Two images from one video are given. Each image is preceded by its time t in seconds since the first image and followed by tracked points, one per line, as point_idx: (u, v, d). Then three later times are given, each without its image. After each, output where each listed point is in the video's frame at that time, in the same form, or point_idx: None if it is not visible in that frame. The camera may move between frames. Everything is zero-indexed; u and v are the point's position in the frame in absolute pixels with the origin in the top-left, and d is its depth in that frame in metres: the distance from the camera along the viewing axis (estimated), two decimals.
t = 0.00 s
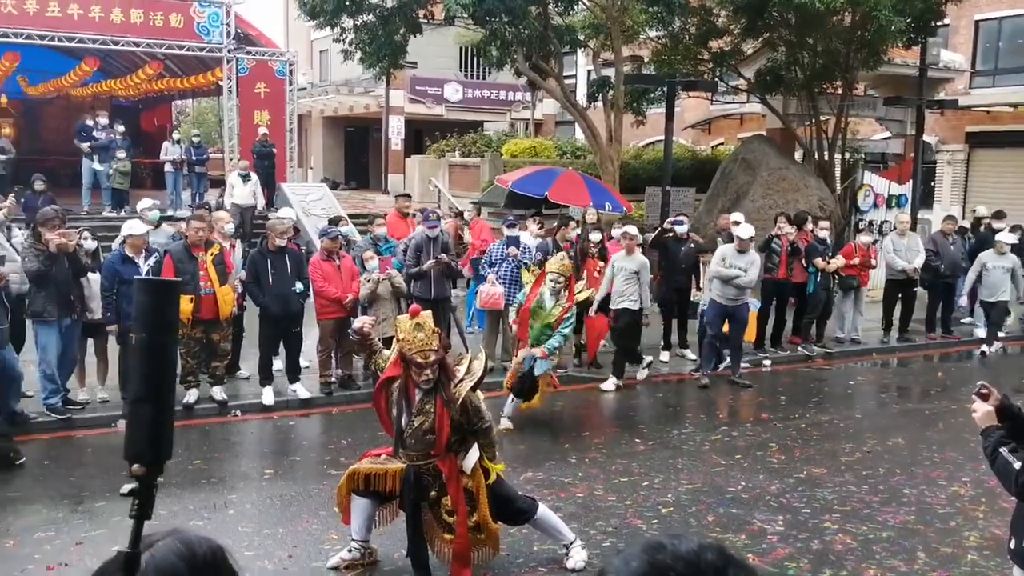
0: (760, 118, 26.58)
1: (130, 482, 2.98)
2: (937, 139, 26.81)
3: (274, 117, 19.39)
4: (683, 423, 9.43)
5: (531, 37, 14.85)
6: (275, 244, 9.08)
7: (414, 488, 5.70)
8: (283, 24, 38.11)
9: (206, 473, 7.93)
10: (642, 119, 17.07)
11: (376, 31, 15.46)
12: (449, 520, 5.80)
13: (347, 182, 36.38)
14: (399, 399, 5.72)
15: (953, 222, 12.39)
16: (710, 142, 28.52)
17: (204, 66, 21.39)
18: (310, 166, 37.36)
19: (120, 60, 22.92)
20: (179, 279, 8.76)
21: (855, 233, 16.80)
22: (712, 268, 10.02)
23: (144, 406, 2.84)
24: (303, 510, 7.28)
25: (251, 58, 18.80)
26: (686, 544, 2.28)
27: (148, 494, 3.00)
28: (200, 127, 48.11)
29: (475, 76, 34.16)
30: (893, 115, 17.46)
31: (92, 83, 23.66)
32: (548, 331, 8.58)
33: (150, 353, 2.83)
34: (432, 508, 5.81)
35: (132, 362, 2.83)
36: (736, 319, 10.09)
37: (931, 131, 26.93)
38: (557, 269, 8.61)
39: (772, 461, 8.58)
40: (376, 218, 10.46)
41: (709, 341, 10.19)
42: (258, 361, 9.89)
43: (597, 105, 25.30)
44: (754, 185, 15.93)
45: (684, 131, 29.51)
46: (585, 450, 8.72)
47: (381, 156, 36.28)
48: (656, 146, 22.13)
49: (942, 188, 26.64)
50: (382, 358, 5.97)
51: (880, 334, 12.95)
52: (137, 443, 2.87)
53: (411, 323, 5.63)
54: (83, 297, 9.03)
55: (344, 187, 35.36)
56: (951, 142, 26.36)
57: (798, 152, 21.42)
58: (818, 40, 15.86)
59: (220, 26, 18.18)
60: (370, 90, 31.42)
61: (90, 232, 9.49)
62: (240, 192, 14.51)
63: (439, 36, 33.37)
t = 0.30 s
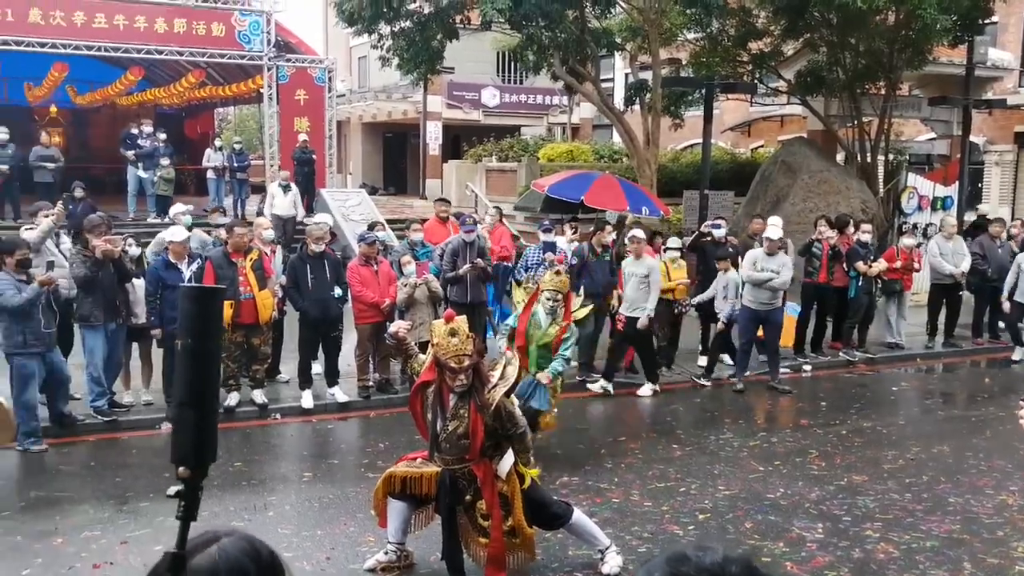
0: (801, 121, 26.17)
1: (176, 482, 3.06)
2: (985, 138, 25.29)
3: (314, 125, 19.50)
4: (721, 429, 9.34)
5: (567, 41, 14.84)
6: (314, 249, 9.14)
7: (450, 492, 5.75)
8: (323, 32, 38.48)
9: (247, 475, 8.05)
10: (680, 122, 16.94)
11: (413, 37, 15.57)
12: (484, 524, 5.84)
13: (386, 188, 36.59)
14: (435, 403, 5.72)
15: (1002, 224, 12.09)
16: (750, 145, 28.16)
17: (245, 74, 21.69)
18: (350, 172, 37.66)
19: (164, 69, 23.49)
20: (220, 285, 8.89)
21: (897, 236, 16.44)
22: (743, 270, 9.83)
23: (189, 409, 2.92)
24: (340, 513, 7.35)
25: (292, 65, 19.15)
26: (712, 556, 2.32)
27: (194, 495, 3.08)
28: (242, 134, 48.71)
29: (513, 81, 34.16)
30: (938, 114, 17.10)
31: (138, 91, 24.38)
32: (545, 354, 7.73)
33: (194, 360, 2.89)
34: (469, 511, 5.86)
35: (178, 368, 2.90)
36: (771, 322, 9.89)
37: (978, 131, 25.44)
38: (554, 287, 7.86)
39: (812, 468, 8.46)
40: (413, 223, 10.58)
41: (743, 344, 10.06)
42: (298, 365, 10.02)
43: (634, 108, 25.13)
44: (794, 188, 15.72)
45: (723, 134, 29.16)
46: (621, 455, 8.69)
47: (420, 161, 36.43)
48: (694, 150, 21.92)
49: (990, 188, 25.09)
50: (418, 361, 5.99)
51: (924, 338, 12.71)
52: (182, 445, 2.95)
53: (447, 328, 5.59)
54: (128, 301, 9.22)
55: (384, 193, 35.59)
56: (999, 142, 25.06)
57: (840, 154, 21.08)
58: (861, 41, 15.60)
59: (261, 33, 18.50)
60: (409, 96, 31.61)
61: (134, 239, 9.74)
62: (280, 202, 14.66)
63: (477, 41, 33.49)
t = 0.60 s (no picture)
0: (819, 131, 25.93)
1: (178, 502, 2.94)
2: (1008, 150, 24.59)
3: (329, 136, 19.82)
4: (735, 443, 9.24)
5: (581, 53, 14.90)
6: (327, 260, 9.25)
7: (456, 505, 5.59)
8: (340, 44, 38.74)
9: (259, 485, 8.08)
10: (695, 133, 16.87)
11: (427, 49, 15.69)
12: (491, 538, 5.62)
13: (401, 199, 36.71)
14: (444, 416, 5.57)
15: None
16: (767, 157, 27.92)
17: (263, 87, 21.97)
18: (366, 183, 37.89)
19: (185, 81, 23.69)
20: (234, 294, 9.00)
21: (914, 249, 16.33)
22: (748, 284, 9.79)
23: (191, 429, 2.78)
24: (350, 524, 7.34)
25: (308, 78, 19.37)
26: None
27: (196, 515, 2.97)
28: (260, 146, 49.07)
29: (528, 92, 34.23)
30: (959, 125, 16.88)
31: (159, 104, 24.66)
32: (570, 386, 6.71)
33: (197, 380, 2.75)
34: (475, 526, 5.65)
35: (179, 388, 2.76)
36: (777, 335, 9.80)
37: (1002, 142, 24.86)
38: (569, 309, 6.65)
39: (826, 484, 8.33)
40: (426, 235, 10.67)
41: (752, 356, 9.98)
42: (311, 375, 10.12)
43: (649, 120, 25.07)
44: (812, 200, 15.56)
45: (739, 145, 28.92)
46: (633, 469, 8.63)
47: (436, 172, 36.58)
48: (709, 161, 21.79)
49: (1013, 203, 24.15)
50: (428, 372, 5.79)
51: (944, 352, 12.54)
52: (184, 466, 2.82)
53: (455, 341, 5.45)
54: (145, 311, 9.35)
55: (400, 204, 35.70)
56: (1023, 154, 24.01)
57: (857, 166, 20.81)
58: (879, 51, 15.44)
59: (278, 47, 18.74)
60: (423, 108, 31.78)
61: (150, 250, 9.88)
62: (296, 219, 14.81)
63: (491, 52, 33.63)
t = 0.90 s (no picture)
0: (791, 136, 26.15)
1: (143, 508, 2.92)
2: (979, 155, 25.41)
3: (303, 140, 19.80)
4: (707, 448, 9.26)
5: (554, 58, 14.95)
6: (299, 264, 9.23)
7: (424, 511, 5.26)
8: (315, 47, 38.69)
9: (230, 490, 8.02)
10: (668, 138, 16.93)
11: (402, 53, 15.73)
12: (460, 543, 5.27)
13: (377, 202, 36.70)
14: (415, 423, 5.25)
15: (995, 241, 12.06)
16: (741, 161, 28.09)
17: (238, 90, 22.06)
18: (340, 187, 37.90)
19: (160, 86, 23.61)
20: (206, 297, 9.03)
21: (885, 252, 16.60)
22: (716, 288, 9.85)
23: (154, 438, 2.77)
24: (322, 528, 7.27)
25: (282, 81, 19.38)
26: None
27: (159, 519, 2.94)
28: (235, 150, 48.87)
29: (502, 96, 34.39)
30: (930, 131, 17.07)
31: (133, 108, 24.54)
32: (574, 383, 6.30)
33: (161, 388, 2.73)
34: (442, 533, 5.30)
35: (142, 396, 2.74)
36: (745, 338, 9.88)
37: (971, 147, 25.59)
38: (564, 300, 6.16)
39: (798, 489, 8.33)
40: (399, 239, 10.71)
41: (723, 360, 10.01)
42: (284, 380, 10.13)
43: (622, 124, 25.20)
44: (784, 205, 15.62)
45: (713, 150, 29.10)
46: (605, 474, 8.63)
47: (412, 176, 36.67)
48: (682, 166, 21.92)
49: (984, 207, 25.43)
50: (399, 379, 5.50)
51: (916, 357, 12.63)
52: (149, 473, 2.79)
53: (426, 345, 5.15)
54: (117, 315, 9.33)
55: (376, 208, 35.70)
56: (993, 158, 25.03)
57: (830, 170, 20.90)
58: (851, 56, 15.53)
59: (252, 50, 18.73)
60: (398, 112, 31.88)
61: (122, 254, 9.86)
62: (273, 225, 14.77)
63: (466, 57, 33.86)
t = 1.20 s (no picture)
0: (790, 133, 26.14)
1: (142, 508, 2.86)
2: (978, 151, 25.34)
3: (302, 139, 19.86)
4: (706, 446, 9.26)
5: (552, 57, 14.95)
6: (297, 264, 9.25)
7: (423, 512, 5.27)
8: (313, 47, 38.68)
9: (229, 490, 8.03)
10: (666, 136, 16.92)
11: (399, 53, 15.73)
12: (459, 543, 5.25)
13: (374, 202, 36.72)
14: (413, 425, 5.25)
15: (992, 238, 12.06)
16: (739, 158, 28.06)
17: (236, 90, 22.10)
18: (338, 186, 37.91)
19: (158, 86, 23.63)
20: (204, 298, 9.07)
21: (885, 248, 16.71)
22: (715, 287, 9.83)
23: (151, 435, 2.73)
24: (320, 529, 7.29)
25: (280, 82, 19.40)
26: None
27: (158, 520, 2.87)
28: (234, 150, 48.89)
29: (500, 95, 34.39)
30: (928, 127, 17.08)
31: (132, 108, 24.52)
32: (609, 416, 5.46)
33: (160, 386, 2.72)
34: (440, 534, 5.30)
35: (141, 393, 2.73)
36: (744, 334, 9.88)
37: (970, 143, 25.51)
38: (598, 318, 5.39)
39: (797, 487, 8.33)
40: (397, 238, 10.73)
41: (722, 358, 10.01)
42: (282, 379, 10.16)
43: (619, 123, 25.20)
44: (782, 202, 15.62)
45: (711, 147, 29.08)
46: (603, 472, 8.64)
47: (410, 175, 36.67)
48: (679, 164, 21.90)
49: (983, 203, 25.37)
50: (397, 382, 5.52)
51: (916, 354, 12.63)
52: (147, 474, 2.75)
53: (422, 346, 5.17)
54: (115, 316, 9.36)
55: (374, 207, 35.72)
56: (991, 155, 24.98)
57: (829, 166, 20.87)
58: (848, 53, 15.53)
59: (250, 51, 18.74)
60: (396, 111, 31.89)
61: (120, 254, 9.87)
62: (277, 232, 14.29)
63: (463, 56, 33.88)
